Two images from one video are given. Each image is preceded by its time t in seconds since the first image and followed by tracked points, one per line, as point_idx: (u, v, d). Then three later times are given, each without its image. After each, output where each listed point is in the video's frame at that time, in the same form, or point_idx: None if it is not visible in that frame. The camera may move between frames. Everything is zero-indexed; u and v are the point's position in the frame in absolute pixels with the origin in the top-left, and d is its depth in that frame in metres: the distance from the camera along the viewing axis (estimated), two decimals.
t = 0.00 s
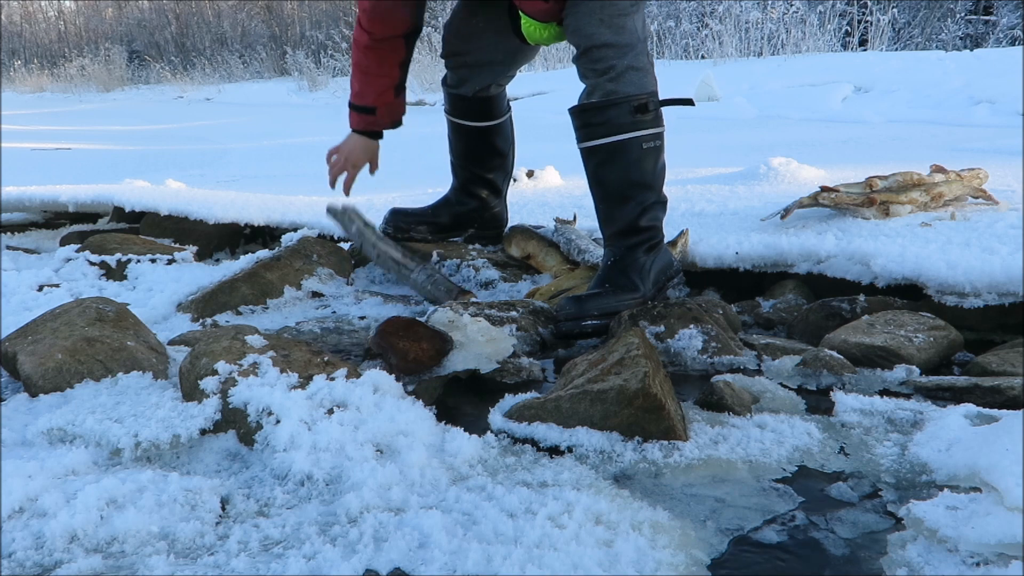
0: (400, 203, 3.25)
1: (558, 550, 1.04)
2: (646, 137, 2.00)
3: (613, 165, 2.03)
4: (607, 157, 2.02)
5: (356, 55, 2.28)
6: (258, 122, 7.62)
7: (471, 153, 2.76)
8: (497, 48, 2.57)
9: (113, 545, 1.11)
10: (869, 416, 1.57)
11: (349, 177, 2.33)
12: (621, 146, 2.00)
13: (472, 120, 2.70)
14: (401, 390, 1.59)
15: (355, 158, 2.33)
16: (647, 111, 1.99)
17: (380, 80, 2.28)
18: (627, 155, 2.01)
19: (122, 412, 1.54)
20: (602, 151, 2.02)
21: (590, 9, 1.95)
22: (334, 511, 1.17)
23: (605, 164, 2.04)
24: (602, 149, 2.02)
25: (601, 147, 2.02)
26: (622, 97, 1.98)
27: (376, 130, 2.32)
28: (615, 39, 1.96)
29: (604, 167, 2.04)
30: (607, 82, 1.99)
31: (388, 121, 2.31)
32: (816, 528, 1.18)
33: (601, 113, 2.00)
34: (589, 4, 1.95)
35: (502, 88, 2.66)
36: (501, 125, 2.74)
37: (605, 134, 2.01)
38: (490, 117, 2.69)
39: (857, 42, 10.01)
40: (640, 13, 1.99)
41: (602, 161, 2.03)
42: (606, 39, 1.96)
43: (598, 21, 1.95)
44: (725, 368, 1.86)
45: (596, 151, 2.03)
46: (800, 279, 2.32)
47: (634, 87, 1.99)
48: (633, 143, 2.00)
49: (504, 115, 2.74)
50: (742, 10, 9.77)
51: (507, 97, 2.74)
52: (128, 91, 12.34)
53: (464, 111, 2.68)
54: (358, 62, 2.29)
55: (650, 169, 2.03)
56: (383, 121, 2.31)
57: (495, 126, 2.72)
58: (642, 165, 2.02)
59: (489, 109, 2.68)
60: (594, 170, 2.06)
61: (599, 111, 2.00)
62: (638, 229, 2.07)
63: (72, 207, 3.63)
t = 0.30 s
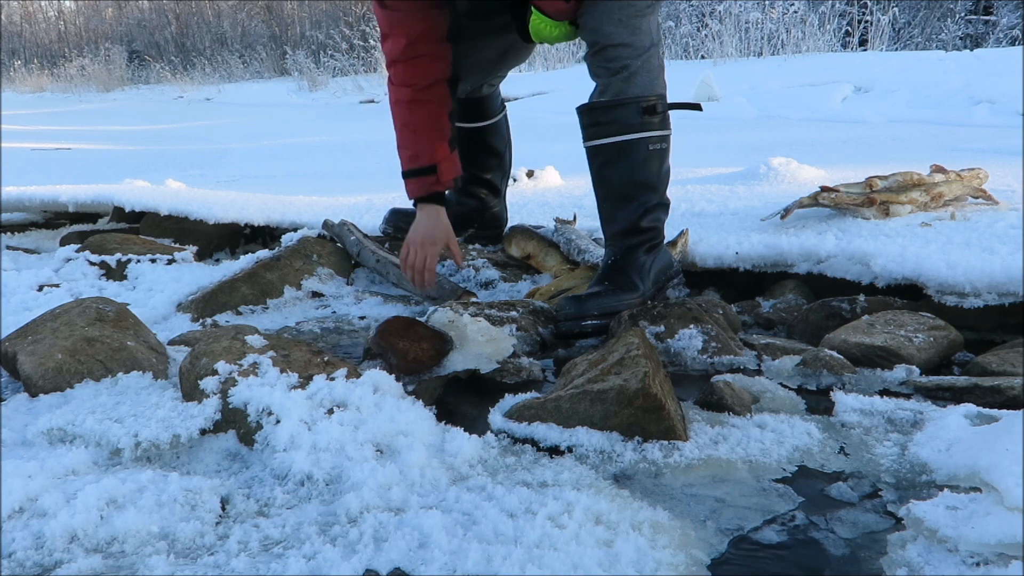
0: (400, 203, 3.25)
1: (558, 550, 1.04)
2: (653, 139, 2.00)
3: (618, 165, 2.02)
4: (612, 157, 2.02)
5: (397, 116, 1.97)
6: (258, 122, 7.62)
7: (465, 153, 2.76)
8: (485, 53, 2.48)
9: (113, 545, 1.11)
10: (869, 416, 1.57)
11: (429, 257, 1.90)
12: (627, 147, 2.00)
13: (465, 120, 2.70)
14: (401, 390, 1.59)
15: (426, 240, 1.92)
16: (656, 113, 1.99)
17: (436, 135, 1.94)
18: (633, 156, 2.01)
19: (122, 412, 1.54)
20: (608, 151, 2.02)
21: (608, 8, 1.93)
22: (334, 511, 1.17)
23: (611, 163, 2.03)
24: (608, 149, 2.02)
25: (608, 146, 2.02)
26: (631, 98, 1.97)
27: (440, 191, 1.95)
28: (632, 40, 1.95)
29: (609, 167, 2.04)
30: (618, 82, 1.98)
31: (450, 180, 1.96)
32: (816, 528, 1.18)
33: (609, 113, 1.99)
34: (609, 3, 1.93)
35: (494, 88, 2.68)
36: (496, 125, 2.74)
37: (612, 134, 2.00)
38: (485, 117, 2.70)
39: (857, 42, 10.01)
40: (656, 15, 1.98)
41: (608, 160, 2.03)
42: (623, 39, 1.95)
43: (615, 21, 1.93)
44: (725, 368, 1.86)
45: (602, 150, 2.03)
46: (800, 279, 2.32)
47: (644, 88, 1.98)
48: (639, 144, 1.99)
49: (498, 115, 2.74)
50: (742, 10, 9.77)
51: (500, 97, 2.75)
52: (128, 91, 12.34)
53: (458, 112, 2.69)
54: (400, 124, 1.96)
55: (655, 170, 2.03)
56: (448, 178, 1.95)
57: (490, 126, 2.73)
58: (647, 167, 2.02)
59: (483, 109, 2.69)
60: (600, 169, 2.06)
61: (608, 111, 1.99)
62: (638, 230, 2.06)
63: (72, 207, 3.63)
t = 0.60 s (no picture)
0: (400, 203, 3.25)
1: (558, 550, 1.04)
2: (656, 140, 2.00)
3: (620, 165, 2.02)
4: (615, 157, 2.02)
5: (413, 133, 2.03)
6: (258, 122, 7.62)
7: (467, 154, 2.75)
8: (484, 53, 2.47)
9: (113, 545, 1.11)
10: (869, 416, 1.57)
11: (448, 268, 1.92)
12: (630, 147, 2.00)
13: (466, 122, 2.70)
14: (401, 390, 1.59)
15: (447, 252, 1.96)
16: (660, 114, 1.99)
17: (452, 152, 2.03)
18: (637, 156, 2.00)
19: (122, 412, 1.54)
20: (611, 151, 2.02)
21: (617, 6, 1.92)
22: (334, 511, 1.17)
23: (614, 163, 2.03)
24: (611, 149, 2.02)
25: (612, 146, 2.01)
26: (636, 98, 1.97)
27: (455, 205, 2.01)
28: (639, 39, 1.94)
29: (611, 167, 2.04)
30: (623, 81, 1.98)
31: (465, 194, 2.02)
32: (816, 528, 1.18)
33: (613, 113, 1.99)
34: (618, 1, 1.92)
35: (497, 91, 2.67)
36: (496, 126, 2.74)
37: (616, 133, 2.00)
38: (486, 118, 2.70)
39: (857, 42, 10.00)
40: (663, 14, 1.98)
41: (611, 160, 2.03)
42: (631, 38, 1.94)
43: (624, 19, 1.93)
44: (725, 368, 1.86)
45: (605, 150, 2.03)
46: (799, 279, 2.32)
47: (649, 89, 1.98)
48: (642, 145, 1.99)
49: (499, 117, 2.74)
50: (742, 10, 9.78)
51: (500, 98, 2.75)
52: (129, 91, 12.34)
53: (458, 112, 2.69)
54: (416, 140, 2.03)
55: (658, 171, 2.03)
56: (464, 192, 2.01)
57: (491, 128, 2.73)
58: (650, 167, 2.02)
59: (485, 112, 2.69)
60: (602, 169, 2.05)
61: (612, 110, 1.99)
62: (640, 231, 2.06)
63: (72, 207, 3.63)
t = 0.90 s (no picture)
0: (400, 203, 3.25)
1: (558, 550, 1.04)
2: (654, 144, 2.00)
3: (621, 168, 2.03)
4: (615, 161, 2.03)
5: None
6: (258, 122, 7.62)
7: (475, 154, 2.76)
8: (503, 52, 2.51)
9: (113, 545, 1.11)
10: (869, 416, 1.57)
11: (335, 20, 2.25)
12: (630, 151, 2.00)
13: (478, 121, 2.70)
14: (401, 390, 1.59)
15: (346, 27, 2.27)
16: (659, 117, 2.00)
17: None
18: (636, 160, 2.01)
19: (122, 412, 1.54)
20: (610, 154, 2.02)
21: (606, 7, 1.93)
22: (334, 511, 1.17)
23: (613, 167, 2.03)
24: (610, 153, 2.02)
25: (610, 150, 2.02)
26: (634, 102, 1.98)
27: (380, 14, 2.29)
28: (629, 40, 1.95)
29: (611, 171, 2.04)
30: (616, 87, 1.99)
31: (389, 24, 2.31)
32: (816, 528, 1.18)
33: (611, 117, 1.99)
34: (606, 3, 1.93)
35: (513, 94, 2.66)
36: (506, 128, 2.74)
37: (614, 138, 2.00)
38: (496, 120, 2.70)
39: (858, 41, 9.99)
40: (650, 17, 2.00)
41: (610, 163, 2.03)
42: (621, 40, 1.94)
43: (612, 21, 1.94)
44: (725, 368, 1.85)
45: (604, 153, 2.03)
46: (799, 279, 2.32)
47: (646, 92, 1.99)
48: (643, 149, 2.00)
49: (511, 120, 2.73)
50: (742, 10, 9.78)
51: (514, 101, 2.74)
52: (129, 91, 12.33)
53: (467, 110, 2.69)
54: None
55: (657, 174, 2.04)
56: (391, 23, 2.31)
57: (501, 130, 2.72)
58: (651, 171, 2.02)
59: (498, 112, 2.68)
60: (602, 172, 2.06)
61: (611, 114, 1.99)
62: (639, 233, 2.07)
63: (72, 207, 3.63)
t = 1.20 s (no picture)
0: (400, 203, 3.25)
1: (558, 550, 1.04)
2: (647, 147, 2.00)
3: (618, 172, 2.02)
4: (612, 165, 2.02)
5: None
6: (258, 122, 7.61)
7: (486, 160, 2.74)
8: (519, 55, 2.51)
9: (113, 545, 1.11)
10: (869, 416, 1.57)
11: None
12: (626, 155, 2.00)
13: (493, 126, 2.66)
14: (401, 389, 1.59)
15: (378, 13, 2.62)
16: (650, 120, 1.99)
17: None
18: (630, 165, 2.01)
19: (122, 412, 1.53)
20: (606, 159, 2.02)
21: (584, 12, 1.89)
22: (334, 511, 1.17)
23: (609, 171, 2.03)
24: (606, 157, 2.02)
25: (604, 155, 2.01)
26: (624, 108, 1.97)
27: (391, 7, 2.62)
28: (610, 45, 1.92)
29: (608, 175, 2.04)
30: (601, 95, 1.97)
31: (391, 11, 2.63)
32: (816, 528, 1.18)
33: (603, 123, 1.98)
34: (583, 6, 1.89)
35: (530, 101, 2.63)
36: (521, 135, 2.70)
37: (608, 143, 2.00)
38: (510, 125, 2.66)
39: (857, 42, 10.00)
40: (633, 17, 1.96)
41: (607, 168, 2.03)
42: (602, 45, 1.91)
43: (590, 26, 1.90)
44: (725, 368, 1.85)
45: (600, 159, 2.03)
46: (800, 279, 2.32)
47: (634, 97, 1.97)
48: (638, 153, 2.00)
49: (527, 127, 2.70)
50: (742, 9, 9.78)
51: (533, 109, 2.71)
52: (129, 91, 12.32)
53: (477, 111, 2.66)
54: None
55: (653, 177, 2.04)
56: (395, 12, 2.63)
57: (517, 137, 2.69)
58: (647, 174, 2.03)
59: (515, 119, 2.65)
60: (599, 177, 2.05)
61: (603, 119, 1.98)
62: (638, 234, 2.08)
63: (72, 207, 3.63)
